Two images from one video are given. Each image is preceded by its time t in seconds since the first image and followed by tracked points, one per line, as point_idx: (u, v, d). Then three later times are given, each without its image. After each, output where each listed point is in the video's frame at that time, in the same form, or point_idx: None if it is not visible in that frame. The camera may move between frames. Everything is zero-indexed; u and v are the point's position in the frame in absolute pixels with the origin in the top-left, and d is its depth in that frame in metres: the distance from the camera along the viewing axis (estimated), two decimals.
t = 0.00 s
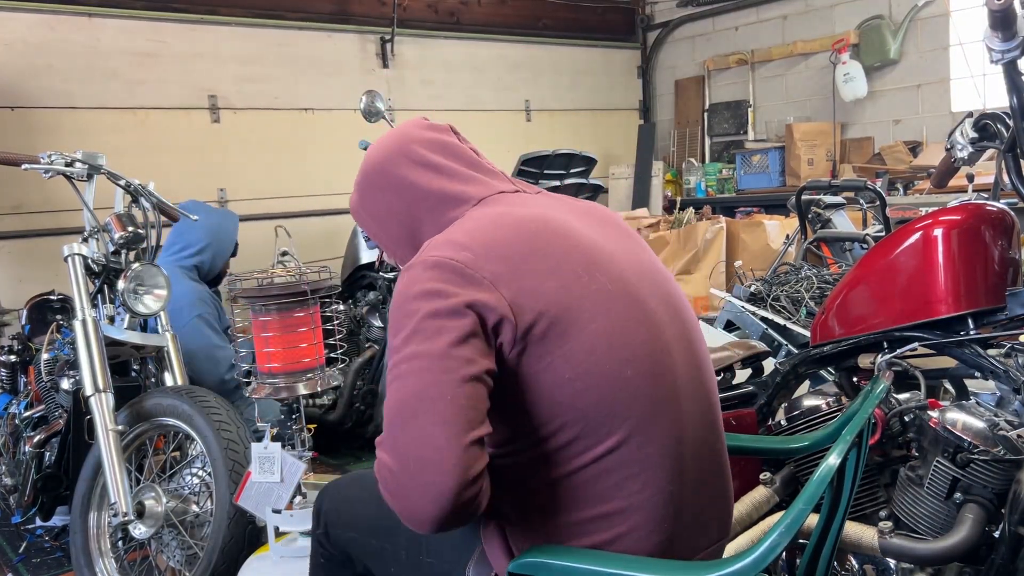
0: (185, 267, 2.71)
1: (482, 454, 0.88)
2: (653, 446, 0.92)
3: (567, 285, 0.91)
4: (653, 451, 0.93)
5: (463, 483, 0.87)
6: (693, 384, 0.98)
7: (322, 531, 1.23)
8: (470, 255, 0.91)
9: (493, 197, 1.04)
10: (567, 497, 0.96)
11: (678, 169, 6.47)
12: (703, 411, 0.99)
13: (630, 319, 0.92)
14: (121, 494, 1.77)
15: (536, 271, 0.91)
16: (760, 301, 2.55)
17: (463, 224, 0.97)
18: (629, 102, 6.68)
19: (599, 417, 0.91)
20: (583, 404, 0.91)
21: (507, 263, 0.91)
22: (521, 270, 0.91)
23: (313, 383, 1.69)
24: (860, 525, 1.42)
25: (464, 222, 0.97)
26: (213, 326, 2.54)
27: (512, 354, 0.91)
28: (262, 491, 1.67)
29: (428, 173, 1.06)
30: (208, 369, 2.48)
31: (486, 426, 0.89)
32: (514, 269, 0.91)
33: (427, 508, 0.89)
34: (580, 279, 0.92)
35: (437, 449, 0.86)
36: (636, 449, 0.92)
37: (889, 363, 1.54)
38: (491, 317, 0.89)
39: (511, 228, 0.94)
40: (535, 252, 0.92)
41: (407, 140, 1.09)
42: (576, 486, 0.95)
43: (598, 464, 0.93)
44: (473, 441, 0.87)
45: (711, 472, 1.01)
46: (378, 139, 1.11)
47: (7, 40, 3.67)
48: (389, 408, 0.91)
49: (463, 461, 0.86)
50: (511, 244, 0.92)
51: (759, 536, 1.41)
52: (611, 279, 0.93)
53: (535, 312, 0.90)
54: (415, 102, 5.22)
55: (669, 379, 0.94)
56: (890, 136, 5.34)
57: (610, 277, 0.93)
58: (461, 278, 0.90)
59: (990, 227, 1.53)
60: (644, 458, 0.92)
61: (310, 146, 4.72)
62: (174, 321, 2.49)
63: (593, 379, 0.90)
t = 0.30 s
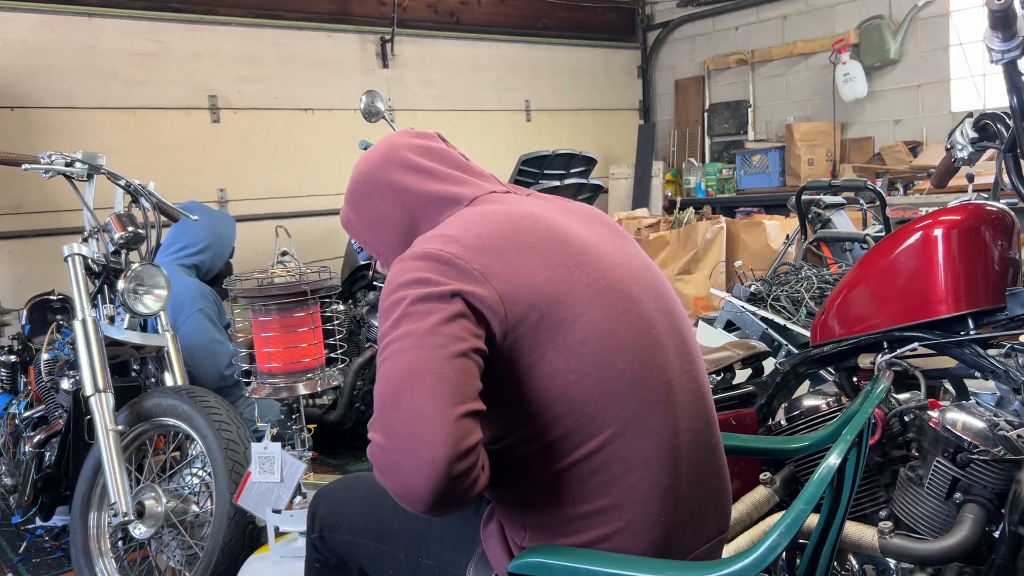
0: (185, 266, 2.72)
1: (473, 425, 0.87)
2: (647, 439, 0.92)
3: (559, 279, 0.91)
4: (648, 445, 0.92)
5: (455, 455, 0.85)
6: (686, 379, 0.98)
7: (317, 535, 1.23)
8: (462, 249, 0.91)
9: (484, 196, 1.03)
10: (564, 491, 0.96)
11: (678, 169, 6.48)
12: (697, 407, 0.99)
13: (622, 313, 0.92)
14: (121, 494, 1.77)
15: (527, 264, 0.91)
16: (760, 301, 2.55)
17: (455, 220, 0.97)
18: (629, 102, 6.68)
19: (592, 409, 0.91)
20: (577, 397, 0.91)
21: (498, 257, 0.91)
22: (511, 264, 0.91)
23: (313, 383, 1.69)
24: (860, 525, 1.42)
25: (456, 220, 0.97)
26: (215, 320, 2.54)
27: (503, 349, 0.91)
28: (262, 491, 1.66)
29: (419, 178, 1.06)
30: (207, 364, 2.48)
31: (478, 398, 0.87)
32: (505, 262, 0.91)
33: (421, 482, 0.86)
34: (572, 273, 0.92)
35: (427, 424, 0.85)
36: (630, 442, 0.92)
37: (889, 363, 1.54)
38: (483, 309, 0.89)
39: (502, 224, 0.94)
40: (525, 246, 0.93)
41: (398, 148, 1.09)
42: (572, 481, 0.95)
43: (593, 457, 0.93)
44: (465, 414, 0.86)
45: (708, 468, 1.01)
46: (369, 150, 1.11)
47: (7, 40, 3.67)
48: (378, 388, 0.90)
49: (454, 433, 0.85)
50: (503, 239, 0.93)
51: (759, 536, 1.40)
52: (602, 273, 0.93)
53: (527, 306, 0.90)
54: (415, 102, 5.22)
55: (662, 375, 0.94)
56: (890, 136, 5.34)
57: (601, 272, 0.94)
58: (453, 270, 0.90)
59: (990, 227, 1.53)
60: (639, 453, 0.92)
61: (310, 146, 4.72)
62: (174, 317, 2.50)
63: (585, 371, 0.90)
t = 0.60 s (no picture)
0: (187, 265, 2.72)
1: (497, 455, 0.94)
2: (654, 442, 0.92)
3: (577, 278, 0.92)
4: (654, 448, 0.92)
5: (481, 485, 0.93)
6: (704, 383, 0.97)
7: (304, 558, 1.23)
8: (486, 242, 0.92)
9: (522, 190, 1.04)
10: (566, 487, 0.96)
11: (678, 169, 6.48)
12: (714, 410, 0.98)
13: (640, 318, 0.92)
14: (121, 494, 1.78)
15: (549, 263, 0.92)
16: (760, 301, 2.55)
17: (484, 211, 0.98)
18: (629, 102, 6.68)
19: (602, 410, 0.91)
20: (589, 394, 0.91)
21: (520, 253, 0.92)
22: (532, 261, 0.92)
23: (313, 383, 1.69)
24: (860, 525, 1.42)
25: (486, 212, 0.98)
26: (216, 322, 2.55)
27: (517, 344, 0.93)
28: (262, 491, 1.67)
29: (462, 169, 1.07)
30: (208, 365, 2.48)
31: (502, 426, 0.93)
32: (527, 260, 0.92)
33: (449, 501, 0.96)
34: (592, 273, 0.92)
35: (456, 457, 0.92)
36: (636, 443, 0.92)
37: (889, 363, 1.54)
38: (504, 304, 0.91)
39: (530, 219, 0.95)
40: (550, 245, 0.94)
41: (445, 136, 1.09)
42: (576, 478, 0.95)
43: (598, 457, 0.93)
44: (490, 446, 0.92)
45: (716, 472, 1.00)
46: (419, 134, 1.11)
47: (7, 40, 3.67)
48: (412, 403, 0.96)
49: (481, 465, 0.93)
50: (529, 235, 0.93)
51: (759, 537, 1.40)
52: (624, 276, 0.93)
53: (543, 303, 0.91)
54: (415, 102, 5.22)
55: (677, 379, 0.93)
56: (890, 136, 5.34)
57: (624, 275, 0.93)
58: (474, 261, 0.91)
59: (990, 227, 1.53)
60: (645, 455, 0.92)
61: (311, 147, 4.72)
62: (175, 318, 2.49)
63: (598, 373, 0.90)
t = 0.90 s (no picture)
0: (185, 265, 2.72)
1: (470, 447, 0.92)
2: (658, 444, 0.93)
3: (579, 281, 0.92)
4: (658, 449, 0.93)
5: (444, 470, 0.91)
6: (708, 385, 0.97)
7: (302, 554, 1.24)
8: (486, 244, 0.93)
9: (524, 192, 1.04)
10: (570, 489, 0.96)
11: (678, 170, 6.49)
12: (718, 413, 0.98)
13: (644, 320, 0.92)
14: (121, 494, 1.78)
15: (552, 266, 0.92)
16: (760, 301, 2.55)
17: (485, 214, 0.98)
18: (629, 102, 6.68)
19: (606, 413, 0.91)
20: (592, 398, 0.91)
21: (521, 255, 0.92)
22: (534, 264, 0.92)
23: (313, 383, 1.69)
24: (860, 525, 1.42)
25: (487, 213, 0.98)
26: (215, 321, 2.54)
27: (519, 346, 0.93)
28: (262, 491, 1.67)
29: (464, 171, 1.07)
30: (206, 365, 2.48)
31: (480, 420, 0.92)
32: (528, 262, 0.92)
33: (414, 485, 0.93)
34: (596, 275, 0.92)
35: (424, 435, 0.90)
36: (640, 446, 0.92)
37: (889, 363, 1.54)
38: (504, 304, 0.91)
39: (532, 220, 0.95)
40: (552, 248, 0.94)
41: (447, 139, 1.09)
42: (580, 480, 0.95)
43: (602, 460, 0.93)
44: (460, 432, 0.91)
45: (720, 474, 1.00)
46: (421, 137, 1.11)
47: (7, 41, 3.67)
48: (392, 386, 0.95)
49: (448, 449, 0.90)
50: (531, 236, 0.93)
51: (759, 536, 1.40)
52: (628, 278, 0.93)
53: (546, 306, 0.91)
54: (414, 102, 5.23)
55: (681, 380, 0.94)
56: (890, 136, 5.34)
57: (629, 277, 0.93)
58: (473, 266, 0.92)
59: (990, 227, 1.53)
60: (649, 455, 0.93)
61: (310, 146, 4.72)
62: (175, 317, 2.49)
63: (602, 376, 0.90)
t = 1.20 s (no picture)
0: (184, 266, 2.71)
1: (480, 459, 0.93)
2: (667, 453, 0.93)
3: (588, 290, 0.91)
4: (666, 459, 0.93)
5: (459, 482, 0.92)
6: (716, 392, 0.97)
7: (304, 548, 1.24)
8: (493, 249, 0.92)
9: (532, 189, 1.03)
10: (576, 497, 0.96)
11: (678, 170, 6.49)
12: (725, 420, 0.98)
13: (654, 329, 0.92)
14: (121, 494, 1.78)
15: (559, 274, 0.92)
16: (760, 301, 2.55)
17: (488, 213, 0.97)
18: (629, 102, 6.68)
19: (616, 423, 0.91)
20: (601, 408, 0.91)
21: (529, 262, 0.92)
22: (543, 272, 0.92)
23: (313, 383, 1.69)
24: (860, 525, 1.43)
25: (494, 212, 0.98)
26: (212, 324, 2.54)
27: (526, 355, 0.93)
28: (262, 491, 1.67)
29: (475, 157, 1.06)
30: (201, 367, 2.48)
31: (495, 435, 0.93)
32: (536, 270, 0.91)
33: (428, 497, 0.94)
34: (605, 285, 0.92)
35: (434, 449, 0.91)
36: (649, 457, 0.92)
37: (889, 363, 1.54)
38: (512, 313, 0.91)
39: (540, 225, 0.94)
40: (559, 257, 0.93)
41: (460, 121, 1.08)
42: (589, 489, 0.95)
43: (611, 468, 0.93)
44: (471, 445, 0.92)
45: (727, 480, 1.01)
46: (433, 115, 1.11)
47: (7, 41, 3.67)
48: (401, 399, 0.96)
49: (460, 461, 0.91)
50: (539, 242, 0.93)
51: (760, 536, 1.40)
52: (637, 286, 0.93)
53: (553, 315, 0.91)
54: (414, 102, 5.23)
55: (689, 389, 0.94)
56: (890, 135, 5.34)
57: (638, 286, 0.93)
58: (478, 274, 0.91)
59: (990, 227, 1.53)
60: (657, 466, 0.93)
61: (310, 147, 4.72)
62: (173, 318, 2.50)
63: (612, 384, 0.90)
